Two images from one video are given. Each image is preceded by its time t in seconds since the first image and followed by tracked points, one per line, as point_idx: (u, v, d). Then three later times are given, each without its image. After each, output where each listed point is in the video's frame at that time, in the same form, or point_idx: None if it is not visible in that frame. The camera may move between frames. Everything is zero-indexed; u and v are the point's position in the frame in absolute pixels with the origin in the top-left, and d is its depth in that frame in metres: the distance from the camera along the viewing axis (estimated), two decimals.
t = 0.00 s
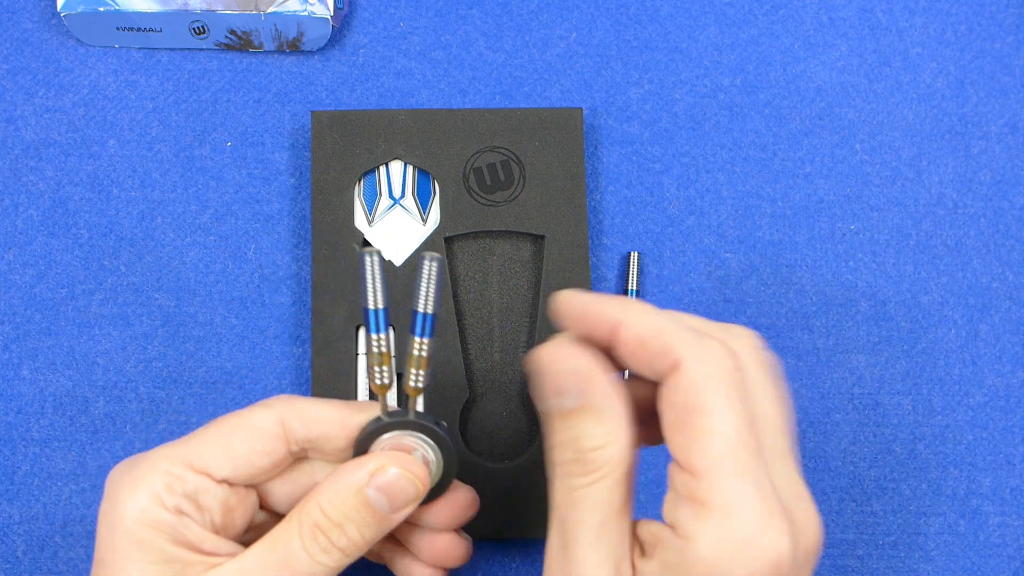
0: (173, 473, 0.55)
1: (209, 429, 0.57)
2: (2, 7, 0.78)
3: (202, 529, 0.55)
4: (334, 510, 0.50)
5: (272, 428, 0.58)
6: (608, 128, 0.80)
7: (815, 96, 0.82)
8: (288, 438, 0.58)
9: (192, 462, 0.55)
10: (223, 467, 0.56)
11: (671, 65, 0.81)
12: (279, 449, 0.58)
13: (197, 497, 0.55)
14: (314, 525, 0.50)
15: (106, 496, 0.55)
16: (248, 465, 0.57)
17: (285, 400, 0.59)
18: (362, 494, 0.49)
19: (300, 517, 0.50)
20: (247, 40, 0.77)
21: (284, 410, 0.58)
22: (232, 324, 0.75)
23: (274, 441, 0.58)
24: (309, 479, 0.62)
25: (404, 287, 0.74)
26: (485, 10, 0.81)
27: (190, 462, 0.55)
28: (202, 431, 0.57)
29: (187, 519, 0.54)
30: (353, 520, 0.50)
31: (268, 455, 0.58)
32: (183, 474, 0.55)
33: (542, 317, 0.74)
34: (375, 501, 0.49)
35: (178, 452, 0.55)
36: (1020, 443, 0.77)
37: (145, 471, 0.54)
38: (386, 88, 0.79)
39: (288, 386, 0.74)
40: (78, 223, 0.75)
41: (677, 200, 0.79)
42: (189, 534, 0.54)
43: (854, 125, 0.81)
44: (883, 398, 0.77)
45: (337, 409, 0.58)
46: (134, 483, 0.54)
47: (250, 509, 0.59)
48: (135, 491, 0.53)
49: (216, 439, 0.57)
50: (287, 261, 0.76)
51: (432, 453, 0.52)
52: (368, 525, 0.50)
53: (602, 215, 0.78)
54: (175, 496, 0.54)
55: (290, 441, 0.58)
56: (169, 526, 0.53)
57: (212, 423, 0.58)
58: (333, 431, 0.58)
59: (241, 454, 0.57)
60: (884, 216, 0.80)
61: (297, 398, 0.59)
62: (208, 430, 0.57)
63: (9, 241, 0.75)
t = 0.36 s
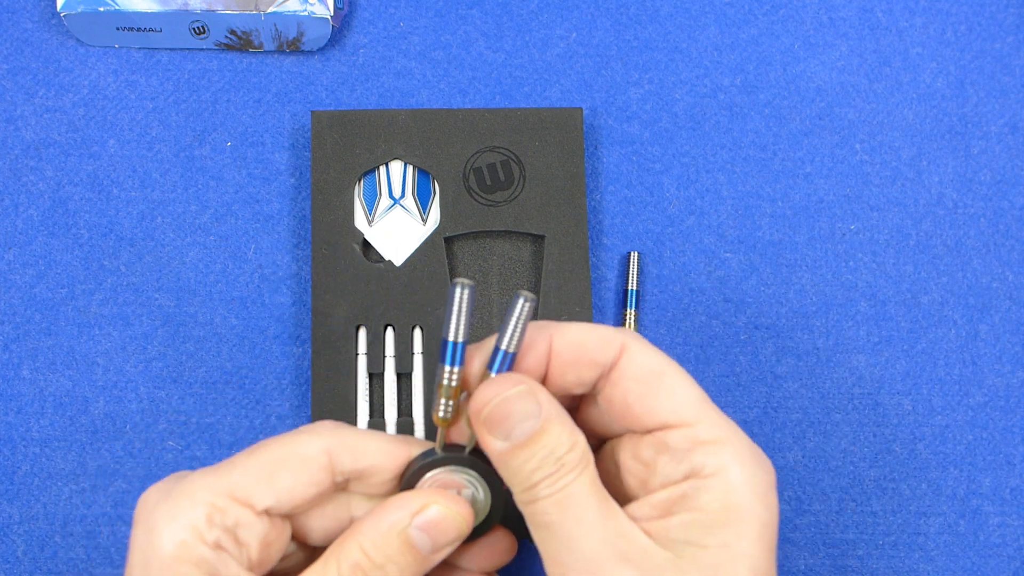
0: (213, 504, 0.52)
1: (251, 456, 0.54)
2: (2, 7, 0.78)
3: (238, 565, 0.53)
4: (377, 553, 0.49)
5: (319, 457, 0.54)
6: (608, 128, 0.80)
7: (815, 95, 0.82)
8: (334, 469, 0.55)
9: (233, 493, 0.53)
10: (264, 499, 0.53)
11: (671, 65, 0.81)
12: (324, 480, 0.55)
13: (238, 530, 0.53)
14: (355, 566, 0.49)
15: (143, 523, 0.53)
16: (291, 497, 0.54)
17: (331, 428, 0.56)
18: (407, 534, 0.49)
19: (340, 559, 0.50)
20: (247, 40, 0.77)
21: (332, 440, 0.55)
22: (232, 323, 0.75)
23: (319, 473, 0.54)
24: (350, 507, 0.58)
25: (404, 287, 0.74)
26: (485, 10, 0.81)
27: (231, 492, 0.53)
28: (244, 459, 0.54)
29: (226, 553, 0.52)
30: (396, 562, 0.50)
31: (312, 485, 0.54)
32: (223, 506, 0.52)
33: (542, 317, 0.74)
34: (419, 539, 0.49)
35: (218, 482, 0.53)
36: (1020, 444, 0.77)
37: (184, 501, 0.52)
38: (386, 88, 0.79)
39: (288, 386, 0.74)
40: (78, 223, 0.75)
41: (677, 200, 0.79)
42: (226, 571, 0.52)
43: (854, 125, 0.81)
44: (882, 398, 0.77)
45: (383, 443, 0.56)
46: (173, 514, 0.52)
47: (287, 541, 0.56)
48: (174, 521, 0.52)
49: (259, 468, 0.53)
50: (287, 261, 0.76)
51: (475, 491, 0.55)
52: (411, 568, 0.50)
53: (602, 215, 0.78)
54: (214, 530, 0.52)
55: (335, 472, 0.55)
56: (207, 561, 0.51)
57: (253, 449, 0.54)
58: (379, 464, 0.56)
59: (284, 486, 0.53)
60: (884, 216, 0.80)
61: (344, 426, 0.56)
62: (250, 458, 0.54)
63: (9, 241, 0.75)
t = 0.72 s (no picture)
0: None
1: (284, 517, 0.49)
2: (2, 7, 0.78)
3: None
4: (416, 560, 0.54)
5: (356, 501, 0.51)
6: (609, 128, 0.80)
7: (815, 96, 0.82)
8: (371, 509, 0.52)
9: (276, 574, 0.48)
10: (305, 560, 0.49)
11: (671, 65, 0.81)
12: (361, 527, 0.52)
13: None
14: None
15: (157, 572, 0.50)
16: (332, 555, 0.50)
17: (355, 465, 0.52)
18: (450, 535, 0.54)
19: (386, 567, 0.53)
20: (248, 40, 0.77)
21: (366, 483, 0.52)
22: (231, 323, 0.74)
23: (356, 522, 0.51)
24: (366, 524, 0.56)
25: (404, 287, 0.74)
26: (485, 10, 0.81)
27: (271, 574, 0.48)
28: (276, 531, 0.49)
29: None
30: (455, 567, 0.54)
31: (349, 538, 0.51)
32: None
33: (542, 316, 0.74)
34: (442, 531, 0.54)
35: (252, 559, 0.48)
36: (1020, 444, 0.77)
37: None
38: (386, 88, 0.79)
39: (288, 386, 0.74)
40: (78, 223, 0.75)
41: (677, 200, 0.79)
42: None
43: (854, 125, 0.81)
44: (883, 398, 0.77)
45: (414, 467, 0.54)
46: None
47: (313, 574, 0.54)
48: None
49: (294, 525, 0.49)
50: (287, 261, 0.76)
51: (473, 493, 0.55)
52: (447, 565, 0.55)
53: (602, 215, 0.78)
54: None
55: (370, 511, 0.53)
56: None
57: (282, 510, 0.50)
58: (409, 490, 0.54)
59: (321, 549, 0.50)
60: (884, 216, 0.80)
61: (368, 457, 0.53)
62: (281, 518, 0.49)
63: (9, 241, 0.75)
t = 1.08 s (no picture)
0: (124, 385, 0.54)
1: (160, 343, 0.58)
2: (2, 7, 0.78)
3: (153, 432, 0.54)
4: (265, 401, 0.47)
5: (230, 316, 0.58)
6: (609, 128, 0.80)
7: (814, 96, 0.82)
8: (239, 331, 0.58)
9: (145, 412, 0.54)
10: (172, 372, 0.57)
11: (671, 65, 0.81)
12: (230, 356, 0.59)
13: (145, 399, 0.55)
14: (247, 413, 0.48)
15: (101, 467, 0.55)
16: (199, 370, 0.58)
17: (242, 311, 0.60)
18: (294, 390, 0.47)
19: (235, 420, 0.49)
20: (248, 40, 0.77)
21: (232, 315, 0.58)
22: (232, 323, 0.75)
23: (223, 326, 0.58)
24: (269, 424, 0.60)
25: (404, 287, 0.74)
26: (485, 10, 0.81)
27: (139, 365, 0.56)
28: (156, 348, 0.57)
29: (141, 462, 0.51)
30: (287, 418, 0.47)
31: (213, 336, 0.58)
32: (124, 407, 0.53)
33: (542, 317, 0.74)
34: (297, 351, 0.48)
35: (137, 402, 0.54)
36: (1020, 443, 0.77)
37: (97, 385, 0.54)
38: (386, 88, 0.79)
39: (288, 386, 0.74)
40: (78, 223, 0.76)
41: (677, 200, 0.79)
42: (138, 438, 0.52)
43: (854, 125, 0.81)
44: (882, 398, 0.77)
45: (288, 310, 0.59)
46: (81, 427, 0.52)
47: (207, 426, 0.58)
48: (85, 427, 0.51)
49: (164, 348, 0.57)
50: (287, 261, 0.76)
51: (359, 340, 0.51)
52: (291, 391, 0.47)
53: (602, 215, 0.78)
54: (124, 401, 0.54)
55: (240, 349, 0.59)
56: (119, 429, 0.52)
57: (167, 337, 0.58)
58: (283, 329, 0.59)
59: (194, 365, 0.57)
60: (884, 216, 0.80)
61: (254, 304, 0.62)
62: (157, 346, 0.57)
63: (9, 241, 0.75)
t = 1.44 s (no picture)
0: (218, 365, 0.56)
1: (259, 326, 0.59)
2: (2, 7, 0.78)
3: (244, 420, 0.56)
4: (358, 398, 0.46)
5: (322, 311, 0.58)
6: (608, 128, 0.80)
7: (815, 96, 0.82)
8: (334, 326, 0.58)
9: (236, 394, 0.56)
10: (267, 361, 0.58)
11: (671, 65, 0.81)
12: (325, 347, 0.58)
13: (241, 387, 0.57)
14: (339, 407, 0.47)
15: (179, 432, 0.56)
16: (290, 359, 0.58)
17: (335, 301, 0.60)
18: (382, 380, 0.45)
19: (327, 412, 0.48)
20: (247, 40, 0.77)
21: (327, 306, 0.58)
22: (232, 323, 0.75)
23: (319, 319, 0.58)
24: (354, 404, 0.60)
25: (404, 287, 0.74)
26: (485, 10, 0.81)
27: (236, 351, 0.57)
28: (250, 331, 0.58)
29: (225, 445, 0.53)
30: (378, 409, 0.46)
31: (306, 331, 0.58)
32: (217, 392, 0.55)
33: (542, 317, 0.74)
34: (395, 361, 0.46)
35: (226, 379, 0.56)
36: (1020, 444, 0.77)
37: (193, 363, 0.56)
38: (386, 88, 0.79)
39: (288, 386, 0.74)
40: (78, 223, 0.75)
41: (677, 200, 0.79)
42: (229, 422, 0.55)
43: (854, 125, 0.81)
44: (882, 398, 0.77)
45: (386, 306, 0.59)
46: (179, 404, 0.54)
47: (293, 411, 0.60)
48: (178, 403, 0.54)
49: (258, 333, 0.58)
50: (287, 261, 0.76)
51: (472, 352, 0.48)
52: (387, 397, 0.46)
53: (602, 215, 0.78)
54: (217, 386, 0.56)
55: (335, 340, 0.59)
56: (210, 415, 0.54)
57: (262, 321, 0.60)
58: (379, 321, 0.58)
59: (290, 353, 0.58)
60: (884, 216, 0.80)
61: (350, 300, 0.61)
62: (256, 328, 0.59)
63: (9, 241, 0.75)
